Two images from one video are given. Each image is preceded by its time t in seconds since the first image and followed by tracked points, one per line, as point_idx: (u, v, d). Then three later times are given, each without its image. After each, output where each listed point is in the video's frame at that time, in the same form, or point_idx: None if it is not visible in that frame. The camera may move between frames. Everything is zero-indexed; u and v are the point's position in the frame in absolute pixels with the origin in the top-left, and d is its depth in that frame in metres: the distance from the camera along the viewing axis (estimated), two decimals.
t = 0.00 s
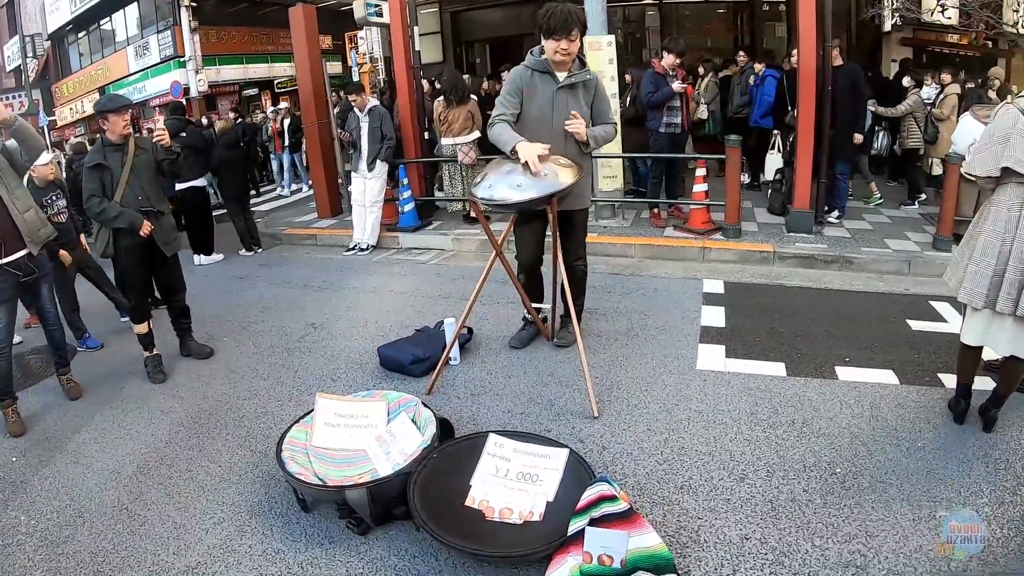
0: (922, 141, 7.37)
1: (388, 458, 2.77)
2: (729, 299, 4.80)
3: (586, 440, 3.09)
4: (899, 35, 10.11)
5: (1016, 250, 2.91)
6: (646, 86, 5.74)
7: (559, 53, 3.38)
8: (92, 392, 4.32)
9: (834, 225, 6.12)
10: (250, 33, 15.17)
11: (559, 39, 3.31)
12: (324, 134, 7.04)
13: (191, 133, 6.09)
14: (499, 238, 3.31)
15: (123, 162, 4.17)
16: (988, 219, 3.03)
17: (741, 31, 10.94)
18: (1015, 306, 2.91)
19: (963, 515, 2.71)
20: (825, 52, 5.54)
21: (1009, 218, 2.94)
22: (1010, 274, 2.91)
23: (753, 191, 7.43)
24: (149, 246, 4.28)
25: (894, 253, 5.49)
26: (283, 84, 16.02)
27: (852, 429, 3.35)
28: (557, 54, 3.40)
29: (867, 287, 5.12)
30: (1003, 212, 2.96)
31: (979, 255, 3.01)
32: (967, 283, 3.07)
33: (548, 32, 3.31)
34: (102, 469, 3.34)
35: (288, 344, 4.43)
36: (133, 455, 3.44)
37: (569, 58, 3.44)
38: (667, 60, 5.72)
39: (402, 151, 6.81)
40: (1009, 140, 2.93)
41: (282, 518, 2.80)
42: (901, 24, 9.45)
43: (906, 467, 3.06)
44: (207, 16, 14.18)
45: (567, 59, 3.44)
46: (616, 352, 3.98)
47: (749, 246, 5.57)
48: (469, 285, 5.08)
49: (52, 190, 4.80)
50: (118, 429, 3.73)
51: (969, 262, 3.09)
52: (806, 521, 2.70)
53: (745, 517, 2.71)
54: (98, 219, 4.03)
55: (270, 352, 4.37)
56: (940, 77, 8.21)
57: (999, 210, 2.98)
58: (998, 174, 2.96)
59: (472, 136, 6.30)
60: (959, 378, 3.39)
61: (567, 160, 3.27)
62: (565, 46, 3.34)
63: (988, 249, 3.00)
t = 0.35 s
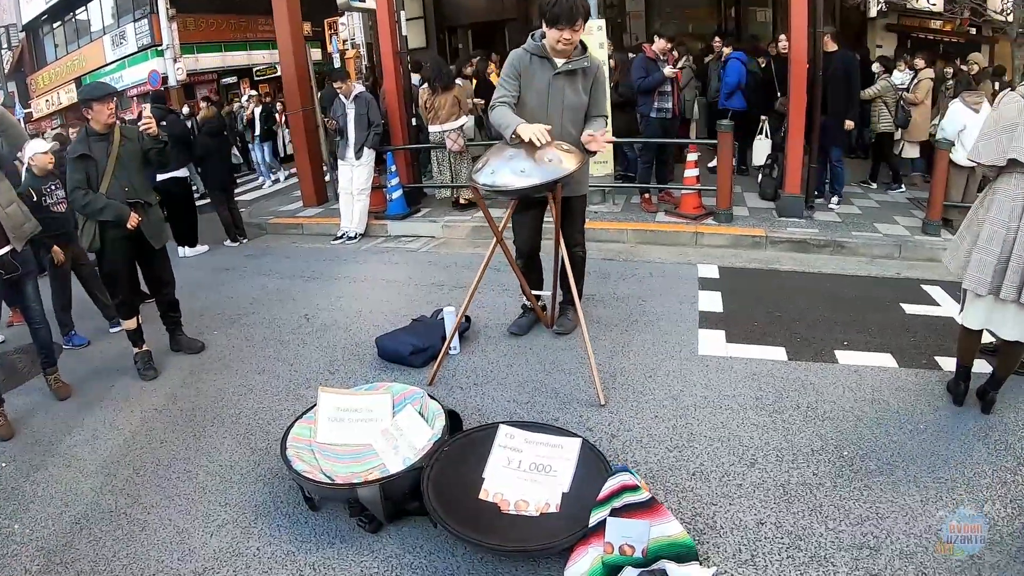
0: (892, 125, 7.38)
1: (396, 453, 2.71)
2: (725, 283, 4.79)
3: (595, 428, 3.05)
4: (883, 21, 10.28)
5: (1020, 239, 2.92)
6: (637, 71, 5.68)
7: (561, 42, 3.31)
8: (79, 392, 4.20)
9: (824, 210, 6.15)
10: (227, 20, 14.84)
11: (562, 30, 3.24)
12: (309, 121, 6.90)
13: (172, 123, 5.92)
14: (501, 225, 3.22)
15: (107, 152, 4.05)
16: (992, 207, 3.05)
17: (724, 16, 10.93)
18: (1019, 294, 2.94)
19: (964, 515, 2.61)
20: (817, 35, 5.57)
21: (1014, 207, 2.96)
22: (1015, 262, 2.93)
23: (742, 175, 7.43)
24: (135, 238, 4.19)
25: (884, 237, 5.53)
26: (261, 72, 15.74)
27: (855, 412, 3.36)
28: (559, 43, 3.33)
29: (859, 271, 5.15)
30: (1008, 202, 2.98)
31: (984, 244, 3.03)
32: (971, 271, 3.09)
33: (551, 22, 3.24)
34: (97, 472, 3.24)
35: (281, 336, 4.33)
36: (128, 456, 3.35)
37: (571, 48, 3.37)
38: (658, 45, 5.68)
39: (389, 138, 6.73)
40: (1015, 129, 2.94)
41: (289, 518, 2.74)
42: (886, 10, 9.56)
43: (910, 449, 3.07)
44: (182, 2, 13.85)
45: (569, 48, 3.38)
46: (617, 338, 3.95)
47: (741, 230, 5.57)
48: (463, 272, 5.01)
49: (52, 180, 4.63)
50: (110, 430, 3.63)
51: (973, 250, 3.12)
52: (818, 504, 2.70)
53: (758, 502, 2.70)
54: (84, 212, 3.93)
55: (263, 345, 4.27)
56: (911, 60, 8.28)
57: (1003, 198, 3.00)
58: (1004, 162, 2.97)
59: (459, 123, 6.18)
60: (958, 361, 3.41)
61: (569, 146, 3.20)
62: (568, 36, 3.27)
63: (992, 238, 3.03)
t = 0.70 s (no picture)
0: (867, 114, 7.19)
1: (406, 445, 2.68)
2: (723, 273, 4.80)
3: (603, 417, 3.03)
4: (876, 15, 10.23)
5: None
6: (633, 60, 5.68)
7: (571, 34, 3.27)
8: (70, 384, 4.11)
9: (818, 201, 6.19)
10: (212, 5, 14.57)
11: (575, 23, 3.19)
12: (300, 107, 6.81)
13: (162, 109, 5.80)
14: (505, 213, 3.15)
15: (100, 137, 4.01)
16: (998, 203, 3.08)
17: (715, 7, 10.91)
18: None
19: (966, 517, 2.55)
20: (813, 27, 5.65)
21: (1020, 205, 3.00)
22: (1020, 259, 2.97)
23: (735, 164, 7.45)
24: (128, 226, 4.12)
25: (877, 229, 5.58)
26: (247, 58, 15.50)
27: (857, 401, 3.37)
28: (569, 35, 3.28)
29: (854, 262, 5.18)
30: (1015, 198, 3.01)
31: (990, 240, 3.07)
32: (976, 265, 3.14)
33: (563, 14, 3.18)
34: (95, 467, 3.17)
35: (277, 326, 4.26)
36: (126, 450, 3.28)
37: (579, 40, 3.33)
38: (655, 35, 5.67)
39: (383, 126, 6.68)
40: None
41: (296, 513, 2.70)
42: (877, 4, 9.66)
43: (911, 437, 3.09)
44: None
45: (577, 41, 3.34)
46: (619, 327, 3.94)
47: (737, 220, 5.58)
48: (460, 261, 4.96)
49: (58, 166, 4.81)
50: (105, 424, 3.55)
51: (979, 245, 3.16)
52: (826, 491, 2.71)
53: (768, 489, 2.71)
54: (76, 199, 3.86)
55: (259, 334, 4.20)
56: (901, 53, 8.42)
57: (1009, 195, 3.03)
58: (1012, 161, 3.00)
59: (454, 110, 6.15)
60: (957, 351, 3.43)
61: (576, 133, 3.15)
62: (578, 29, 3.23)
63: (998, 234, 3.07)
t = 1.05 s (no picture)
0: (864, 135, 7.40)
1: (423, 440, 2.67)
2: (737, 279, 4.79)
3: (619, 418, 3.02)
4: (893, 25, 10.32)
5: None
6: (655, 62, 5.67)
7: (597, 25, 3.26)
8: (79, 367, 4.10)
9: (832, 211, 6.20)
10: None
11: (599, 11, 3.20)
12: (316, 97, 6.79)
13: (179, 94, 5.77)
14: (527, 210, 3.13)
15: (119, 118, 3.99)
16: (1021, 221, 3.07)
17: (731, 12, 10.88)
18: None
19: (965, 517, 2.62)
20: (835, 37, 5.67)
21: None
22: None
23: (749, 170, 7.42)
24: (145, 209, 4.10)
25: (890, 241, 5.57)
26: (261, 46, 15.51)
27: (871, 412, 3.36)
28: (593, 26, 3.28)
29: (867, 273, 5.17)
30: None
31: (1011, 258, 3.07)
32: (995, 284, 3.13)
33: (586, 3, 3.21)
34: (104, 452, 3.15)
35: (289, 315, 4.25)
36: (137, 435, 3.26)
37: (604, 31, 3.32)
38: (676, 37, 5.74)
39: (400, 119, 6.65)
40: None
41: (311, 505, 2.69)
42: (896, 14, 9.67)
43: (923, 449, 3.08)
44: None
45: (603, 32, 3.32)
46: (635, 328, 3.93)
47: (751, 226, 5.57)
48: (474, 256, 4.95)
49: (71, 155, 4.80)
50: (114, 408, 3.53)
51: (999, 263, 3.15)
52: (841, 500, 2.70)
53: (783, 496, 2.70)
54: (93, 179, 3.84)
55: (271, 323, 4.19)
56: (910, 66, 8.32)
57: None
58: None
59: (474, 107, 6.10)
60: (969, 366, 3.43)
61: (602, 132, 3.13)
62: (603, 18, 3.22)
63: (1018, 252, 3.06)
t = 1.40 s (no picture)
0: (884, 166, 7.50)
1: (445, 448, 2.67)
2: (758, 304, 4.77)
3: (639, 437, 3.02)
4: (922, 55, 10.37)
5: None
6: (686, 83, 5.72)
7: (628, 45, 3.18)
8: (98, 355, 4.13)
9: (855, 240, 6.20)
10: None
11: (631, 32, 3.12)
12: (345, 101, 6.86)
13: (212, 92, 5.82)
14: (557, 225, 3.15)
15: (154, 110, 4.05)
16: None
17: (759, 36, 10.90)
18: None
19: (967, 518, 2.78)
20: (868, 66, 5.61)
21: None
22: None
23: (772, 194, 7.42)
24: (174, 202, 4.14)
25: (912, 273, 5.54)
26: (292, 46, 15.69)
27: (889, 443, 3.33)
28: (624, 46, 3.20)
29: (887, 304, 5.14)
30: None
31: None
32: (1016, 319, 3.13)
33: (619, 21, 3.11)
34: (120, 441, 3.18)
35: (311, 316, 4.27)
36: (155, 426, 3.29)
37: (635, 51, 3.24)
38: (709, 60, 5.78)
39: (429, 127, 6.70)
40: None
41: (328, 507, 2.70)
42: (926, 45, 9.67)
43: (941, 483, 3.04)
44: None
45: (633, 53, 3.25)
46: (656, 349, 3.93)
47: (775, 252, 5.56)
48: (496, 267, 4.97)
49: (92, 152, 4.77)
50: (133, 398, 3.56)
51: None
52: (858, 530, 2.67)
53: (800, 524, 2.67)
54: (124, 168, 3.90)
55: (292, 323, 4.21)
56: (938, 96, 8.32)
57: None
58: None
59: (504, 119, 6.19)
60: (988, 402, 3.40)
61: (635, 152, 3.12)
62: (635, 38, 3.15)
63: None
